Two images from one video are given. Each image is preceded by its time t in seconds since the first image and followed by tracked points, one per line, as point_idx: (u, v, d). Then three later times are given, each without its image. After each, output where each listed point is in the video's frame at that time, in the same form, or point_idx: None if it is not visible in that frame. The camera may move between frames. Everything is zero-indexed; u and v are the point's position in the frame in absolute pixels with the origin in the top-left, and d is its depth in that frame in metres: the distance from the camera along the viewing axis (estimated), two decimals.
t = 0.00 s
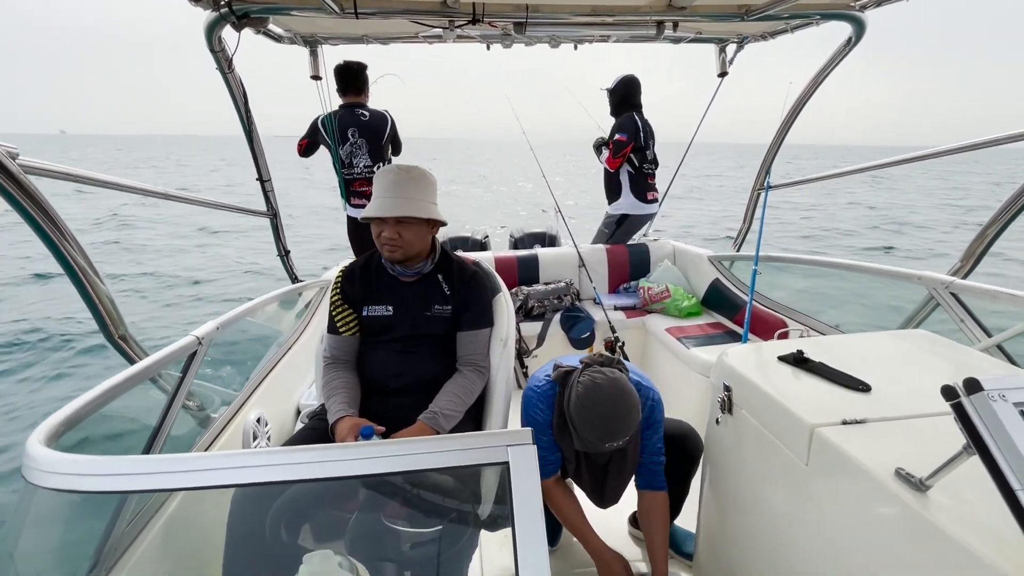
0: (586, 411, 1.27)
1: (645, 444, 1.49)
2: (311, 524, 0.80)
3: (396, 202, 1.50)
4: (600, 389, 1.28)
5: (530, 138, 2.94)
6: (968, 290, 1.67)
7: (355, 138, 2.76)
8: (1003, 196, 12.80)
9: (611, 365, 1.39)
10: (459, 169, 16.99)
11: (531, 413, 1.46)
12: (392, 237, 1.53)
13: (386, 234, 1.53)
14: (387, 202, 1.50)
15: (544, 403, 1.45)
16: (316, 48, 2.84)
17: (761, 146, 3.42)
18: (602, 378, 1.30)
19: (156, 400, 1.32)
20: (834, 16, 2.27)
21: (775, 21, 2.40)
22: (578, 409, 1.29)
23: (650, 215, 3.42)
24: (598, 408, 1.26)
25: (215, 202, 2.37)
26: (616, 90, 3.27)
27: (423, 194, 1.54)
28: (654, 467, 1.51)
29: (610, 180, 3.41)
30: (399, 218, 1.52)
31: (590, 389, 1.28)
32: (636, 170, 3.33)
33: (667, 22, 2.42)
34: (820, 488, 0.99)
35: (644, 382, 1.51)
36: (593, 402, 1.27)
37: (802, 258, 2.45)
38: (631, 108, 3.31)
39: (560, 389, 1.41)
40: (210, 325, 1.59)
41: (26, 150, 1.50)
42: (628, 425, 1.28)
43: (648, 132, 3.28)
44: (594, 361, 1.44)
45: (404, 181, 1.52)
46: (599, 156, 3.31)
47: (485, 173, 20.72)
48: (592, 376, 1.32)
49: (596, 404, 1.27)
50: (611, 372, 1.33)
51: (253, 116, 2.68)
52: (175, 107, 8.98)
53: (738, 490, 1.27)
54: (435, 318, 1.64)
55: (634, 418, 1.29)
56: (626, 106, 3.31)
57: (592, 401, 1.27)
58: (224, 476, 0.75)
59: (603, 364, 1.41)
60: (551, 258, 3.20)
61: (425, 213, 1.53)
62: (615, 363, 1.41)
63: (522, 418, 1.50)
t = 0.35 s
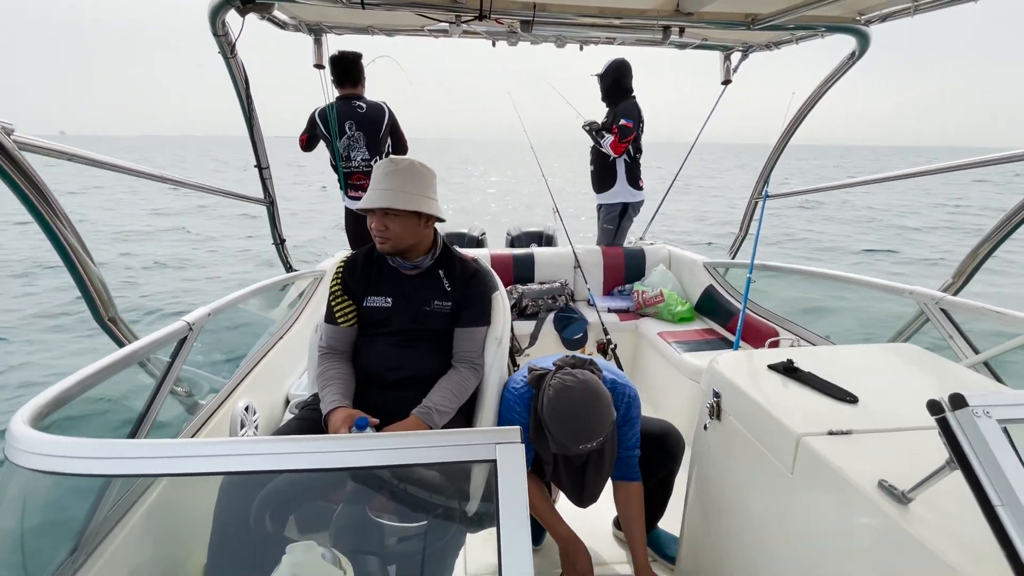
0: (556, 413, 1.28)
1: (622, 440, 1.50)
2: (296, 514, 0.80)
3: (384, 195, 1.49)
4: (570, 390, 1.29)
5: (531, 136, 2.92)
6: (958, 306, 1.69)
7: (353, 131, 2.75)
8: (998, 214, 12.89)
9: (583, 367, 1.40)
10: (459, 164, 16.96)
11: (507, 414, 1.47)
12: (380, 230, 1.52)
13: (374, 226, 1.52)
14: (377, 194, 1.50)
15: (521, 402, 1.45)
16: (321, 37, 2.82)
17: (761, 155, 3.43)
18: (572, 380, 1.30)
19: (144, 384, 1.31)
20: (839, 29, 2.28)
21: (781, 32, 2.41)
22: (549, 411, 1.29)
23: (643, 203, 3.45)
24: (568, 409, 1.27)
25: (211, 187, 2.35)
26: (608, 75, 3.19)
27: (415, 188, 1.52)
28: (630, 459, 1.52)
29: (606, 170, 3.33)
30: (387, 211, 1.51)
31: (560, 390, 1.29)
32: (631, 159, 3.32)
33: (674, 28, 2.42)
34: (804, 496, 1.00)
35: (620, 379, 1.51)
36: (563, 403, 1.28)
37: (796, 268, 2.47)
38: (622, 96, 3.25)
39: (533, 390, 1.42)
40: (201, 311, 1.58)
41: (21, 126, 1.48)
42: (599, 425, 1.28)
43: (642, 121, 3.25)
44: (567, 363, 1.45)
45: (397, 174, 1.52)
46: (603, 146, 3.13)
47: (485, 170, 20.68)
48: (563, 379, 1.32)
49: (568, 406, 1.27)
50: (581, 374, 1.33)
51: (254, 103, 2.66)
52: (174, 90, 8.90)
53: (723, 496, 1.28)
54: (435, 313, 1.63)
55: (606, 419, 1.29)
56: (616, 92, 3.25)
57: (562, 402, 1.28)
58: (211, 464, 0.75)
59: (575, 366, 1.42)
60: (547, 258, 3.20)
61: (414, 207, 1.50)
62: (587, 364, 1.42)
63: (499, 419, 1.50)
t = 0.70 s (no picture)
0: (573, 415, 1.27)
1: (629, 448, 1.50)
2: (294, 521, 0.79)
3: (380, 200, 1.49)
4: (588, 393, 1.28)
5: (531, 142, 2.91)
6: (958, 316, 1.68)
7: (364, 139, 2.76)
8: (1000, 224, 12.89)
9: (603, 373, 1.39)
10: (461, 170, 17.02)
11: (517, 417, 1.45)
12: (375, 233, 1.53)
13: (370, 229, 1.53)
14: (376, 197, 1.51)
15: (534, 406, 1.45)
16: (325, 43, 2.84)
17: (761, 164, 3.44)
18: (588, 383, 1.30)
19: (143, 388, 1.31)
20: (840, 40, 2.30)
21: (781, 42, 2.43)
22: (565, 414, 1.29)
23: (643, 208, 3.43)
24: (584, 412, 1.27)
25: (211, 191, 2.35)
26: (603, 82, 3.20)
27: (411, 194, 1.51)
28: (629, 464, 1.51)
29: (606, 178, 3.31)
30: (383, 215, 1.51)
31: (576, 393, 1.29)
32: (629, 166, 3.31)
33: (675, 37, 2.44)
34: (805, 507, 0.99)
35: (630, 388, 1.51)
36: (579, 405, 1.27)
37: (797, 277, 2.47)
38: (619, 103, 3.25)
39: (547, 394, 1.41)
40: (201, 315, 1.58)
41: (25, 129, 1.49)
42: (615, 430, 1.28)
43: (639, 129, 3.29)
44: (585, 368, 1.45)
45: (397, 179, 1.52)
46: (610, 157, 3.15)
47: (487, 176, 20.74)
48: (579, 381, 1.32)
49: (584, 409, 1.27)
50: (598, 378, 1.33)
51: (257, 108, 2.67)
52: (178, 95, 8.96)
53: (723, 506, 1.27)
54: (437, 318, 1.63)
55: (621, 422, 1.29)
56: (612, 101, 3.24)
57: (578, 404, 1.28)
58: (209, 469, 0.74)
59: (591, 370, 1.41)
60: (548, 265, 3.20)
61: (409, 213, 1.49)
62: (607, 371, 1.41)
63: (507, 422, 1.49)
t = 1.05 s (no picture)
0: (610, 403, 1.26)
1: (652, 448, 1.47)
2: (309, 536, 0.79)
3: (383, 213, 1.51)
4: (620, 375, 1.28)
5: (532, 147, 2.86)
6: (974, 309, 1.66)
7: (380, 150, 2.79)
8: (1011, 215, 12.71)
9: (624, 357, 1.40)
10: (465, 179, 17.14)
11: (537, 412, 1.45)
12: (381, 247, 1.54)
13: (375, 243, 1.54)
14: (378, 211, 1.52)
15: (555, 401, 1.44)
16: (326, 61, 2.88)
17: (765, 162, 3.42)
18: (618, 367, 1.30)
19: (157, 407, 1.32)
20: (838, 36, 2.30)
21: (780, 40, 2.43)
22: (602, 403, 1.27)
23: (658, 217, 3.44)
24: (621, 397, 1.26)
25: (218, 210, 2.38)
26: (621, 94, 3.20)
27: (413, 205, 1.51)
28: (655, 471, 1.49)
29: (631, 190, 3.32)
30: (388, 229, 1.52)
31: (608, 378, 1.29)
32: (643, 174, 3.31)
33: (673, 40, 2.44)
34: (825, 508, 0.97)
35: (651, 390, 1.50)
36: (616, 391, 1.26)
37: (806, 274, 2.44)
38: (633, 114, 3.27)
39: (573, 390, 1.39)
40: (213, 333, 1.59)
41: (37, 157, 1.52)
42: (655, 409, 1.27)
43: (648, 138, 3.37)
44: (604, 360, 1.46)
45: (397, 192, 1.52)
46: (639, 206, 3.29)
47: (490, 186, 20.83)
48: (608, 367, 1.32)
49: (622, 393, 1.26)
50: (624, 362, 1.34)
51: (262, 127, 2.70)
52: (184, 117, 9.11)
53: (742, 509, 1.25)
54: (443, 327, 1.63)
55: (656, 404, 1.29)
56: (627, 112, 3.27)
57: (613, 391, 1.27)
58: (222, 487, 0.75)
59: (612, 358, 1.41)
60: (555, 271, 3.19)
61: (413, 224, 1.50)
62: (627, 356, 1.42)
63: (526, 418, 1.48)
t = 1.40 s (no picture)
0: (648, 370, 1.30)
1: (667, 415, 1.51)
2: (328, 546, 0.79)
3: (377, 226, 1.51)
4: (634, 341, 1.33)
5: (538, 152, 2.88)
6: (994, 297, 1.63)
7: (384, 158, 2.81)
8: None
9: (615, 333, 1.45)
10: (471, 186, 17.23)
11: (553, 417, 1.41)
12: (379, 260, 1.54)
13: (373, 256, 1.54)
14: (373, 224, 1.52)
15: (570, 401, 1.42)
16: (329, 74, 2.91)
17: (772, 158, 3.40)
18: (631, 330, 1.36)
19: (175, 423, 1.33)
20: (841, 26, 2.27)
21: (782, 33, 2.42)
22: (639, 376, 1.30)
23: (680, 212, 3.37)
24: (654, 361, 1.29)
25: (229, 225, 2.41)
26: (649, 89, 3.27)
27: (405, 214, 1.52)
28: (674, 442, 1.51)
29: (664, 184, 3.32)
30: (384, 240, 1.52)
31: (627, 352, 1.32)
32: (665, 169, 3.28)
33: (673, 38, 2.43)
34: (849, 505, 0.96)
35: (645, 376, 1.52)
36: (644, 359, 1.30)
37: (818, 268, 2.41)
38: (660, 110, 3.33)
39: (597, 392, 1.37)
40: (227, 347, 1.61)
41: (53, 180, 1.56)
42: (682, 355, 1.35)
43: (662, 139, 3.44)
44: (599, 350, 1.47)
45: (388, 203, 1.52)
46: (688, 193, 3.26)
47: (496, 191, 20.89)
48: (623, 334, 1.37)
49: (653, 349, 1.30)
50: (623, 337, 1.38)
51: (269, 141, 2.74)
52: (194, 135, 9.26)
53: (763, 508, 1.24)
54: (449, 334, 1.64)
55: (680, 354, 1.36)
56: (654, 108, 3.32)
57: (640, 360, 1.30)
58: (241, 499, 0.75)
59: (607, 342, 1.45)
60: (564, 274, 3.19)
61: (409, 235, 1.51)
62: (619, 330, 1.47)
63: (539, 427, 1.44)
